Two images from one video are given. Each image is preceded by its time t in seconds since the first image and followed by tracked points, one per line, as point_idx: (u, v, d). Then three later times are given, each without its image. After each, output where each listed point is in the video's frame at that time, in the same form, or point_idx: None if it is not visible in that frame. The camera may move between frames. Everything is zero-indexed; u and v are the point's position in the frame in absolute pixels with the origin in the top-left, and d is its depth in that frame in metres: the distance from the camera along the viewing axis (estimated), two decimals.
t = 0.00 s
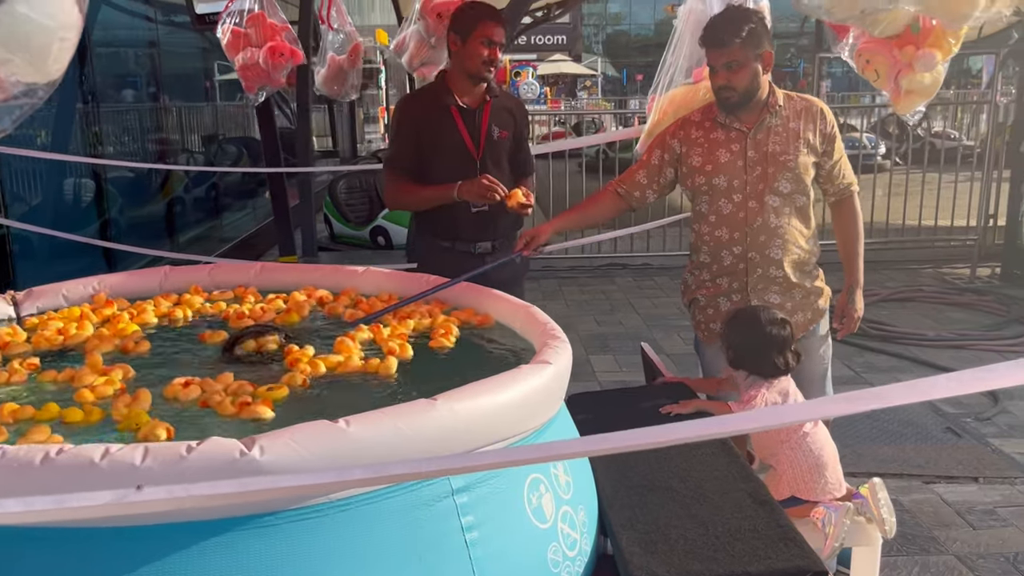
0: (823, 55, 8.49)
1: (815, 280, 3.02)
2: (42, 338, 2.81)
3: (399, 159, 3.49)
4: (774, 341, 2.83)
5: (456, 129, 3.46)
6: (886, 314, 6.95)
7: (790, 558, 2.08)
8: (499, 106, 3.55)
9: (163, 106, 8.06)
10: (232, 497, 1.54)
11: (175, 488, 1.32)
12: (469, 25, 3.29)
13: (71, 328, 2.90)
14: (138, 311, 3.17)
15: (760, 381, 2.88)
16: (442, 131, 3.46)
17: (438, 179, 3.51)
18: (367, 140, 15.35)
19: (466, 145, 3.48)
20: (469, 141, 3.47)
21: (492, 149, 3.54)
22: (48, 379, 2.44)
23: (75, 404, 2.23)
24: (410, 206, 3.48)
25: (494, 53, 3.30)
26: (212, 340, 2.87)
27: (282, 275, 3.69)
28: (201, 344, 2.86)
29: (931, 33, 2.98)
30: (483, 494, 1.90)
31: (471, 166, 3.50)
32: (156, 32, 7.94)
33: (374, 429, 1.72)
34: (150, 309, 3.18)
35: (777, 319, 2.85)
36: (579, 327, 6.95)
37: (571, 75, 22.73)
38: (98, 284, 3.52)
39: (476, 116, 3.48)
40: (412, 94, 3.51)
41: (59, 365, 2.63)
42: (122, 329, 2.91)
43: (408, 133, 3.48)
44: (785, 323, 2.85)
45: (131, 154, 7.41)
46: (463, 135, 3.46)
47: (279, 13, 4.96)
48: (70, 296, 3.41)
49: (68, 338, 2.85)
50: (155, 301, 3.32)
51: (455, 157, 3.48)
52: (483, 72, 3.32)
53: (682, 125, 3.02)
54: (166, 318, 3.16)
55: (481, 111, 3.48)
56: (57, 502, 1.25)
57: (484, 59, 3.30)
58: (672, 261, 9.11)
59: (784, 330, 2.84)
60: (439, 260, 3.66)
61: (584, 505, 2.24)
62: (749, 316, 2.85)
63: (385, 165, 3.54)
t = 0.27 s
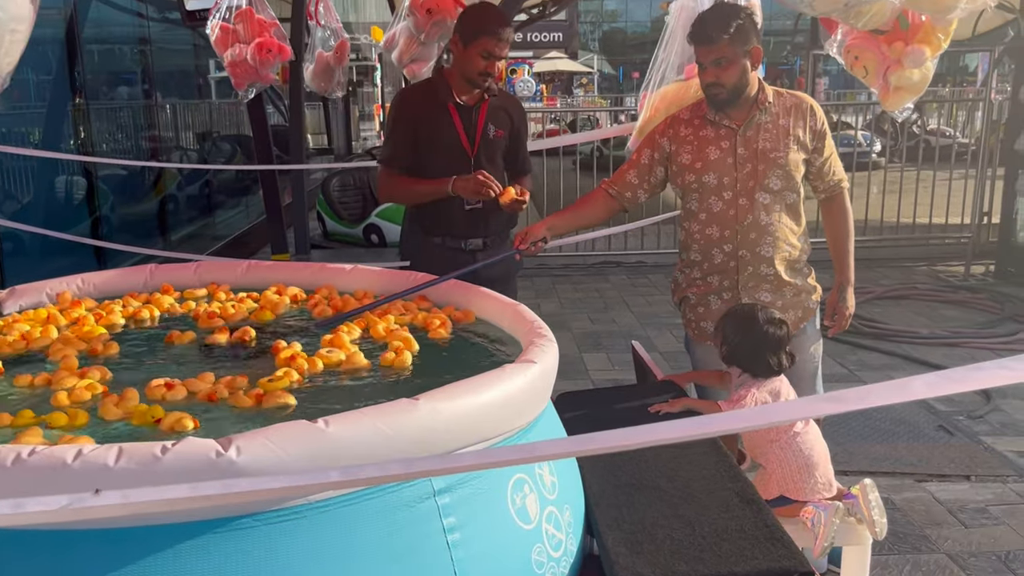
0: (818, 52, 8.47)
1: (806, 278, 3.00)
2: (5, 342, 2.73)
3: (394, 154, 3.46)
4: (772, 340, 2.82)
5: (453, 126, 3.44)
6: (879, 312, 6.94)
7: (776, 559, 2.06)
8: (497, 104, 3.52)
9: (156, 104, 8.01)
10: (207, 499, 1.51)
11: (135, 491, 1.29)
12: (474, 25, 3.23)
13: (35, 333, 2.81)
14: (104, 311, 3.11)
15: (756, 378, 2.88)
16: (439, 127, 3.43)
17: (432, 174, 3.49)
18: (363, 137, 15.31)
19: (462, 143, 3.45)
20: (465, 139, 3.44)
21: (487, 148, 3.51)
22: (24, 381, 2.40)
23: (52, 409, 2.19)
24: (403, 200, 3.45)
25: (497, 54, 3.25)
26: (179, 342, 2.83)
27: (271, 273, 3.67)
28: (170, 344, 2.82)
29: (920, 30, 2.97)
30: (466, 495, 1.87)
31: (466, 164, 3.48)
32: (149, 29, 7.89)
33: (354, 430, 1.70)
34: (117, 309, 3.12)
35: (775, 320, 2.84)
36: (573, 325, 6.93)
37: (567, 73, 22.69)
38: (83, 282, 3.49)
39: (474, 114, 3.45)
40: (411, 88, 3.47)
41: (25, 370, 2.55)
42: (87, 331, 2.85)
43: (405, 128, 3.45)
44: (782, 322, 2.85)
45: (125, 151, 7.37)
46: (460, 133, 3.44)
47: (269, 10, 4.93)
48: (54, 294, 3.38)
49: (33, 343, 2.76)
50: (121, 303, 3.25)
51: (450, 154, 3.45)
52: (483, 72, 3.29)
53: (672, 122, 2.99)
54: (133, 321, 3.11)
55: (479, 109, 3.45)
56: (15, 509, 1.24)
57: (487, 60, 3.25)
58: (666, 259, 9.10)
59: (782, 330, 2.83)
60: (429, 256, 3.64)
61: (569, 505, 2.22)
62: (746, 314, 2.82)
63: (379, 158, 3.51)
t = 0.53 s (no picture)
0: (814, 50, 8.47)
1: (798, 276, 3.01)
2: None
3: (391, 150, 3.46)
4: (767, 335, 2.82)
5: (450, 123, 3.43)
6: (874, 309, 6.95)
7: (769, 556, 2.06)
8: (496, 103, 3.51)
9: (150, 100, 7.99)
10: (198, 498, 1.51)
11: (126, 491, 1.28)
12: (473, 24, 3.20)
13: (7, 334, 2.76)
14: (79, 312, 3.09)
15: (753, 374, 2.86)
16: (437, 124, 3.42)
17: (428, 171, 3.49)
18: (359, 134, 15.30)
19: (459, 141, 3.44)
20: (462, 138, 3.44)
21: (485, 146, 3.50)
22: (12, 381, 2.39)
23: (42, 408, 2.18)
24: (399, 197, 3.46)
25: (494, 54, 3.22)
26: (153, 341, 2.81)
27: (264, 271, 3.66)
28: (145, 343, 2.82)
29: (914, 26, 2.96)
30: (459, 493, 1.87)
31: (462, 162, 3.48)
32: (143, 25, 7.87)
33: (345, 428, 1.70)
34: (91, 310, 3.09)
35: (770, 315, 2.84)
36: (568, 322, 6.93)
37: (563, 70, 22.69)
38: (76, 280, 3.48)
39: (471, 112, 3.44)
40: (410, 84, 3.46)
41: None
42: (60, 332, 2.82)
43: (402, 124, 3.45)
44: (778, 318, 2.85)
45: (118, 149, 7.36)
46: (456, 131, 3.43)
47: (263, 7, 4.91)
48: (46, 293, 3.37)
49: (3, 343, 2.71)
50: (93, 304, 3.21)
51: (446, 151, 3.45)
52: (481, 70, 3.27)
53: (665, 119, 2.99)
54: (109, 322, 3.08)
55: (476, 107, 3.44)
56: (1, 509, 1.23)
57: (483, 60, 3.23)
58: (662, 256, 9.10)
59: (777, 325, 2.83)
60: (423, 252, 3.65)
61: (563, 502, 2.22)
62: (741, 310, 2.83)
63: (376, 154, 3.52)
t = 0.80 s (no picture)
0: (809, 46, 8.49)
1: (795, 272, 3.02)
2: None
3: (391, 146, 3.48)
4: (763, 329, 2.83)
5: (451, 122, 3.43)
6: (870, 305, 6.97)
7: (769, 548, 2.08)
8: (499, 103, 3.50)
9: (145, 98, 7.98)
10: (207, 491, 1.51)
11: (141, 482, 1.29)
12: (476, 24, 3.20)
13: None
14: (62, 312, 3.07)
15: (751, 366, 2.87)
16: (438, 122, 3.43)
17: (427, 168, 3.49)
18: (355, 131, 15.28)
19: (458, 139, 3.44)
20: (461, 136, 3.44)
21: (485, 146, 3.49)
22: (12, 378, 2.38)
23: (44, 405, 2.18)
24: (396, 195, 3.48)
25: (495, 55, 3.22)
26: (138, 337, 2.83)
27: (264, 268, 3.66)
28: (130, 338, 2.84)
29: (914, 23, 2.98)
30: (463, 486, 1.88)
31: (461, 161, 3.47)
32: (138, 23, 7.86)
33: (351, 422, 1.71)
34: (76, 310, 3.08)
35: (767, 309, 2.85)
36: (565, 319, 6.94)
37: (559, 67, 22.67)
38: (76, 277, 3.48)
39: (473, 111, 3.44)
40: (414, 81, 3.48)
41: None
42: (45, 332, 2.81)
43: (403, 121, 3.46)
44: (774, 312, 2.86)
45: (113, 146, 7.35)
46: (456, 129, 3.43)
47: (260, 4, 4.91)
48: (46, 289, 3.38)
49: None
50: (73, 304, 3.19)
51: (446, 149, 3.45)
52: (482, 70, 3.27)
53: (665, 115, 3.01)
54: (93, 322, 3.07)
55: (478, 106, 3.44)
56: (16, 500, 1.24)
57: (485, 60, 3.24)
58: (658, 253, 9.12)
59: (773, 320, 2.84)
60: (419, 248, 3.65)
61: (565, 496, 2.23)
62: (738, 303, 2.84)
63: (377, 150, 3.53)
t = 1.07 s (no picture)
0: (803, 45, 8.52)
1: (796, 268, 3.04)
2: None
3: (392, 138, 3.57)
4: (745, 331, 2.90)
5: (454, 128, 3.46)
6: (865, 302, 7.01)
7: (773, 539, 2.10)
8: (507, 118, 3.48)
9: (140, 97, 7.97)
10: (219, 481, 1.53)
11: (164, 469, 1.30)
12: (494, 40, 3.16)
13: None
14: (47, 313, 3.03)
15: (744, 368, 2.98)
16: (441, 126, 3.46)
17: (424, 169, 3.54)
18: (350, 130, 15.27)
19: (456, 147, 3.47)
20: (459, 144, 3.46)
21: (484, 158, 3.50)
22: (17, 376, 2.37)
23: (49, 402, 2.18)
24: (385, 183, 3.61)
25: (507, 75, 3.19)
26: (125, 336, 2.84)
27: (265, 266, 3.67)
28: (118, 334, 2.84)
29: (914, 19, 3.00)
30: (471, 478, 1.90)
31: (455, 167, 3.51)
32: (133, 22, 7.84)
33: (360, 415, 1.72)
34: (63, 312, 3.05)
35: (747, 310, 2.91)
36: (563, 317, 6.96)
37: (553, 66, 22.66)
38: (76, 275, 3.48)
39: (477, 121, 3.45)
40: (428, 80, 3.50)
41: None
42: (31, 332, 2.79)
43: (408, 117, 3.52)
44: (756, 313, 2.92)
45: (107, 145, 7.33)
46: (456, 137, 3.46)
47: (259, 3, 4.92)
48: (48, 287, 3.38)
49: None
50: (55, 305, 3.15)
51: (443, 154, 3.49)
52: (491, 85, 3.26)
53: (665, 111, 3.03)
54: (80, 319, 3.06)
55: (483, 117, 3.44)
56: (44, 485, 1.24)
57: (496, 78, 3.21)
58: (654, 250, 9.14)
59: (755, 321, 2.90)
60: (404, 240, 3.77)
61: (570, 489, 2.25)
62: (721, 310, 2.92)
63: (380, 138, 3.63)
